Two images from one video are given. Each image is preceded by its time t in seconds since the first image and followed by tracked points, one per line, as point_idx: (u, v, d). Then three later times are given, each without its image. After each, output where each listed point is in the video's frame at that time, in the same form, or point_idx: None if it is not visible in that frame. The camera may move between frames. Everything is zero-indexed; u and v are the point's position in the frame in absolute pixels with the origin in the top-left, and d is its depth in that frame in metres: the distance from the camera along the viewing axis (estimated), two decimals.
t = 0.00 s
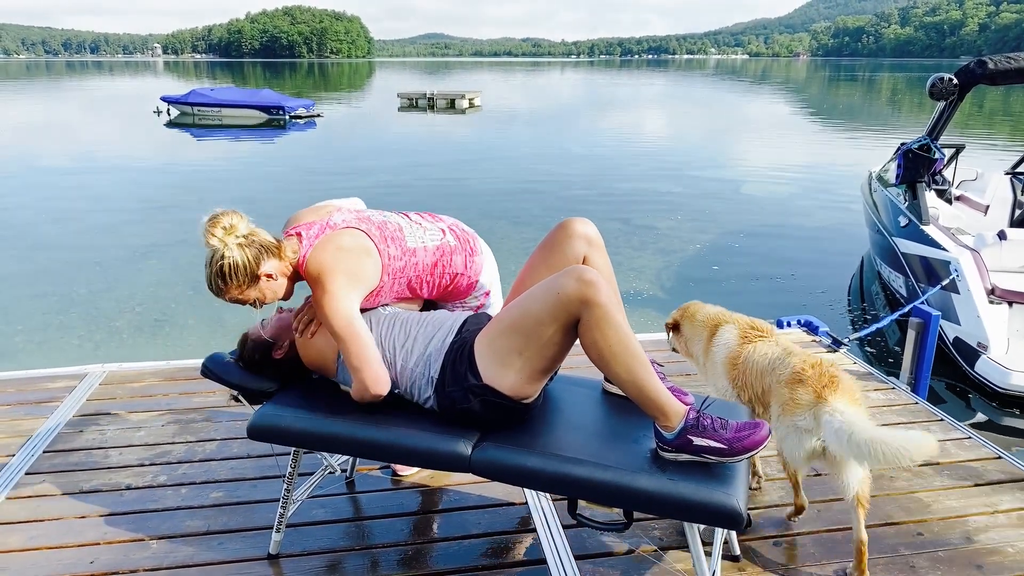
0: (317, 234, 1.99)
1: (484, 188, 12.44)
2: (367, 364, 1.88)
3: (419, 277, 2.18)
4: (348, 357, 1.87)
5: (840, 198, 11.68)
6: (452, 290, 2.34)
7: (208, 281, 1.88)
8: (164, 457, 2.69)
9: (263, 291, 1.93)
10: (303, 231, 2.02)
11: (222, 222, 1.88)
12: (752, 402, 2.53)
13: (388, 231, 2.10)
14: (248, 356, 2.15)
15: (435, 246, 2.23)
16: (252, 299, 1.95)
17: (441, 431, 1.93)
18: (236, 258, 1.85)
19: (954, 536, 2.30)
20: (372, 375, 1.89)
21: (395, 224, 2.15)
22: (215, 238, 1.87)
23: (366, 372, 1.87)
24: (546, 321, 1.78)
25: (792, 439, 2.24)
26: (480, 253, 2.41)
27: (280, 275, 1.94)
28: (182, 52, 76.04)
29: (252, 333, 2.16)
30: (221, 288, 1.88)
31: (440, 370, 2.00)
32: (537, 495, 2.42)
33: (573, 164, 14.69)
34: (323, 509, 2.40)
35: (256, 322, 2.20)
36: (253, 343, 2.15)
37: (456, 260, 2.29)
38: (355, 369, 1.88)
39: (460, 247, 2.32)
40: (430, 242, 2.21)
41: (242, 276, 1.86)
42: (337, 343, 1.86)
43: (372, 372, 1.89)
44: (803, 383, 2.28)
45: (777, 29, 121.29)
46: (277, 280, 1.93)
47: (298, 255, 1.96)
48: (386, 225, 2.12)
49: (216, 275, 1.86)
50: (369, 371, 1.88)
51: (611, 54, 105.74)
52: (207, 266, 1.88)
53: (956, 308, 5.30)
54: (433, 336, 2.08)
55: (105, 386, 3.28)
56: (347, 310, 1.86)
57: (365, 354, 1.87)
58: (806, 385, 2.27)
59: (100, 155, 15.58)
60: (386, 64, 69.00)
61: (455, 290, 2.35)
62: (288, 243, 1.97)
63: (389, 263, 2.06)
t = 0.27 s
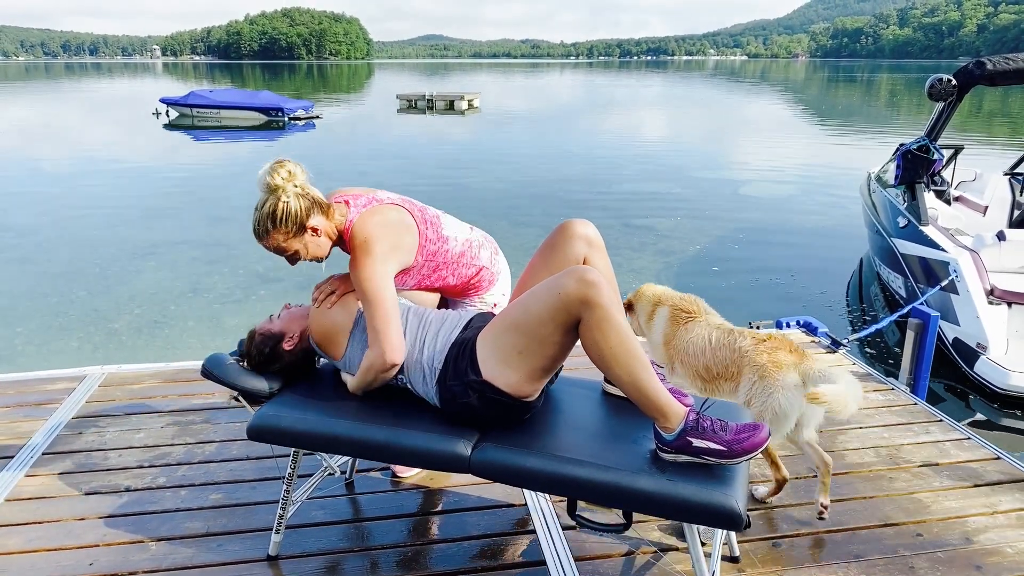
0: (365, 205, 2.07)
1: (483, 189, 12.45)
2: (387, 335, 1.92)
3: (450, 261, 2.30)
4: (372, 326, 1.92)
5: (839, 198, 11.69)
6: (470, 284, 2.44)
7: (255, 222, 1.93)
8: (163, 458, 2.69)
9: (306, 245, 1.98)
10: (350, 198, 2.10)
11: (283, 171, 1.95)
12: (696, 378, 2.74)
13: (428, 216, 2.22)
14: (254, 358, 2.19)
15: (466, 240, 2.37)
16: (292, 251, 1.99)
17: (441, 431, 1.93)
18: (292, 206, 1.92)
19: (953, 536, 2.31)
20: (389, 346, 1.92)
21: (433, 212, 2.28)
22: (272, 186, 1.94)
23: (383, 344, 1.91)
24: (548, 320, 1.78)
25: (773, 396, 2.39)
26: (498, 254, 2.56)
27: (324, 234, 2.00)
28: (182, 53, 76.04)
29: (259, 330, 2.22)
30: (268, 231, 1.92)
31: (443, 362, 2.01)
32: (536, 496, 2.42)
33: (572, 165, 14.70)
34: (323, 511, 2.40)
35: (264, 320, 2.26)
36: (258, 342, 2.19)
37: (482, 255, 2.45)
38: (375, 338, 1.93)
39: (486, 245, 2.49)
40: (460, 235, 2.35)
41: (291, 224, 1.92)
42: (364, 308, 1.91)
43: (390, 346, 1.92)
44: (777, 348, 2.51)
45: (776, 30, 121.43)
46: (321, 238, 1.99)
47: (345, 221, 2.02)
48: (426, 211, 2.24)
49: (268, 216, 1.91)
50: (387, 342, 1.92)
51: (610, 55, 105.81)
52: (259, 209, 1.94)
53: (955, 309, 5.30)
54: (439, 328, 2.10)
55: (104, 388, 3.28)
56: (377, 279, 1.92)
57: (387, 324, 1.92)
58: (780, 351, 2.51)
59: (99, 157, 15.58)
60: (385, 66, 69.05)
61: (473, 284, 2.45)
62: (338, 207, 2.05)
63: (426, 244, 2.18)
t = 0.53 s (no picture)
0: (385, 174, 2.15)
1: (484, 189, 12.46)
2: (403, 292, 1.97)
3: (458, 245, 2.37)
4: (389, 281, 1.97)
5: (840, 198, 11.68)
6: (472, 275, 2.46)
7: (282, 161, 1.94)
8: (163, 458, 2.69)
9: (327, 197, 2.02)
10: (370, 169, 2.19)
11: (317, 122, 2.00)
12: (655, 344, 3.20)
13: (443, 198, 2.31)
14: (252, 358, 2.19)
15: (474, 231, 2.45)
16: (309, 201, 2.01)
17: (441, 431, 1.94)
18: (322, 155, 1.97)
19: (953, 536, 2.31)
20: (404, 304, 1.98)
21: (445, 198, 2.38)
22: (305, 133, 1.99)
23: (399, 300, 1.97)
24: (547, 319, 1.78)
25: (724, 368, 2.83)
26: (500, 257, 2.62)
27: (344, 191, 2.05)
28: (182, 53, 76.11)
29: (258, 329, 2.21)
30: (294, 173, 1.94)
31: (444, 356, 2.02)
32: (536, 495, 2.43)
33: (572, 165, 14.71)
34: (323, 511, 2.40)
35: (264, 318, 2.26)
36: (256, 342, 2.19)
37: (488, 250, 2.52)
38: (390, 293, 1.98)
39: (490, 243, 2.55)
40: (468, 225, 2.43)
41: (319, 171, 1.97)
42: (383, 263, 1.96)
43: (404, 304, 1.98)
44: (727, 325, 2.92)
45: (776, 30, 121.39)
46: (341, 193, 2.04)
47: (367, 184, 2.09)
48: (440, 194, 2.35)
49: (296, 159, 1.93)
50: (402, 299, 1.98)
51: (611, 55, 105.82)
52: (286, 152, 1.96)
53: (956, 308, 5.30)
54: (440, 323, 2.11)
55: (105, 387, 3.29)
56: (398, 238, 1.99)
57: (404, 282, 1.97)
58: (731, 327, 2.92)
59: (100, 157, 15.60)
60: (386, 66, 69.08)
61: (475, 275, 2.47)
62: (360, 171, 2.13)
63: (438, 220, 2.25)
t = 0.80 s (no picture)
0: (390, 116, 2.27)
1: (485, 189, 12.45)
2: (432, 208, 2.16)
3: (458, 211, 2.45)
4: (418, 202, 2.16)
5: (840, 198, 11.67)
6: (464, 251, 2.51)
7: (295, 84, 1.96)
8: (164, 458, 2.69)
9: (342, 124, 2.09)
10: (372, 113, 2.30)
11: (327, 49, 2.06)
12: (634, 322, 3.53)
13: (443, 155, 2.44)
14: (248, 359, 2.18)
15: (471, 202, 2.52)
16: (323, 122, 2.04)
17: (442, 431, 1.93)
18: (333, 79, 2.01)
19: (954, 535, 2.30)
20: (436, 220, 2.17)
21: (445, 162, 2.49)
22: (315, 60, 2.03)
23: (431, 214, 2.16)
24: (549, 318, 1.79)
25: (676, 334, 3.25)
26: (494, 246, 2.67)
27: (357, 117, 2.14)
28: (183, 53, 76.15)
29: (253, 333, 2.19)
30: (306, 93, 1.96)
31: (442, 365, 2.01)
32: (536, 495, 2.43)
33: (573, 165, 14.71)
34: (323, 510, 2.40)
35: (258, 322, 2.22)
36: (252, 344, 2.17)
37: (481, 227, 2.57)
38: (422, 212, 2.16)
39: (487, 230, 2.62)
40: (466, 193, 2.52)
41: (331, 96, 2.01)
42: (410, 181, 2.14)
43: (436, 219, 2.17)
44: (684, 297, 3.33)
45: (777, 29, 121.35)
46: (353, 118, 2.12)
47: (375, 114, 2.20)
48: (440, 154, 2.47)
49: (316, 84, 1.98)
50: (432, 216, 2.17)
51: (612, 54, 105.81)
52: (301, 75, 1.99)
53: (958, 308, 5.29)
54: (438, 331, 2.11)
55: (106, 387, 3.29)
56: (419, 160, 2.16)
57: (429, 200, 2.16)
58: (687, 301, 3.33)
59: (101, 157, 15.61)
60: (386, 66, 69.06)
61: (466, 252, 2.51)
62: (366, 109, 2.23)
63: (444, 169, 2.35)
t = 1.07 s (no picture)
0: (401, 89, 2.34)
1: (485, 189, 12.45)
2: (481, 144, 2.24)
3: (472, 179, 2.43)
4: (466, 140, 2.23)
5: (840, 198, 11.68)
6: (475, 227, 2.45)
7: (309, 52, 2.02)
8: (163, 458, 2.69)
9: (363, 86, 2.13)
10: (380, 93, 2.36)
11: (342, 19, 2.14)
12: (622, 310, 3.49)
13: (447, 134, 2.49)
14: (240, 353, 2.18)
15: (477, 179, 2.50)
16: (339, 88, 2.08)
17: (440, 432, 1.94)
18: (345, 47, 2.08)
19: (953, 535, 2.31)
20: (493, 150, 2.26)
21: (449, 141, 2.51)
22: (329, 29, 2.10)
23: (484, 148, 2.23)
24: (546, 321, 1.80)
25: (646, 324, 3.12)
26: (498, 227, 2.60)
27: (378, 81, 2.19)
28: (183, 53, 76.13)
29: (246, 327, 2.17)
30: (318, 59, 2.01)
31: (437, 381, 2.01)
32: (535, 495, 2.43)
33: (573, 165, 14.71)
34: (323, 511, 2.40)
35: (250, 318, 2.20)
36: (245, 339, 2.16)
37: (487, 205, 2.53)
38: (474, 149, 2.24)
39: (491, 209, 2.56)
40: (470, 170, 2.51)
41: (343, 62, 2.07)
42: (455, 126, 2.19)
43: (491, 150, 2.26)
44: (660, 285, 3.17)
45: (777, 30, 121.38)
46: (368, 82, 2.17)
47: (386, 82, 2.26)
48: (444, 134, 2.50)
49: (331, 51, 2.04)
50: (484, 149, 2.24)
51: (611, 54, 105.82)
52: (313, 45, 2.04)
53: (957, 308, 5.29)
54: (430, 346, 2.10)
55: (106, 388, 3.29)
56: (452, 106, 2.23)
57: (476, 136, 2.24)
58: (663, 289, 3.17)
59: (101, 157, 15.59)
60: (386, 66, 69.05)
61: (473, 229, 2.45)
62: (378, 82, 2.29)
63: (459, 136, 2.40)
